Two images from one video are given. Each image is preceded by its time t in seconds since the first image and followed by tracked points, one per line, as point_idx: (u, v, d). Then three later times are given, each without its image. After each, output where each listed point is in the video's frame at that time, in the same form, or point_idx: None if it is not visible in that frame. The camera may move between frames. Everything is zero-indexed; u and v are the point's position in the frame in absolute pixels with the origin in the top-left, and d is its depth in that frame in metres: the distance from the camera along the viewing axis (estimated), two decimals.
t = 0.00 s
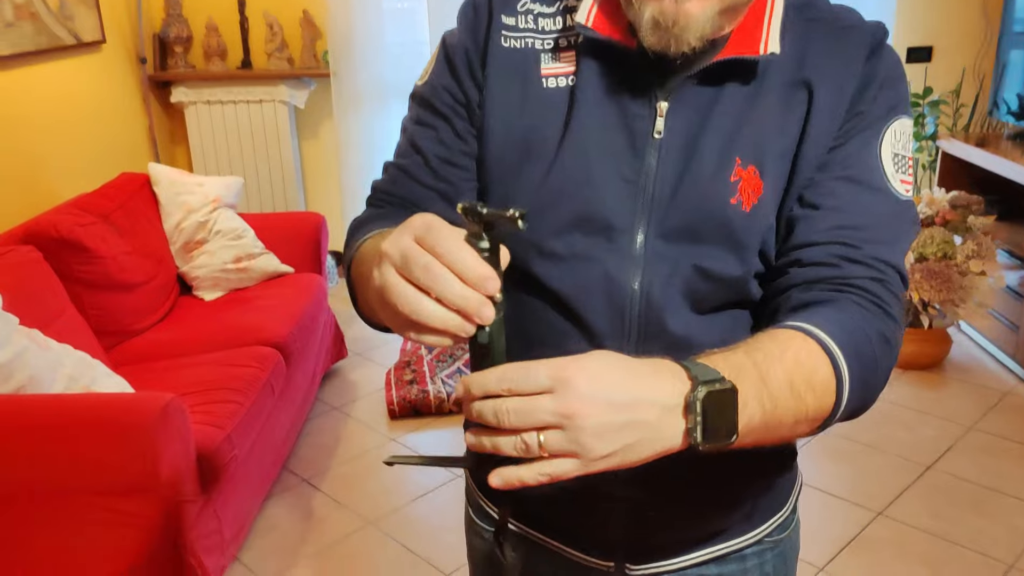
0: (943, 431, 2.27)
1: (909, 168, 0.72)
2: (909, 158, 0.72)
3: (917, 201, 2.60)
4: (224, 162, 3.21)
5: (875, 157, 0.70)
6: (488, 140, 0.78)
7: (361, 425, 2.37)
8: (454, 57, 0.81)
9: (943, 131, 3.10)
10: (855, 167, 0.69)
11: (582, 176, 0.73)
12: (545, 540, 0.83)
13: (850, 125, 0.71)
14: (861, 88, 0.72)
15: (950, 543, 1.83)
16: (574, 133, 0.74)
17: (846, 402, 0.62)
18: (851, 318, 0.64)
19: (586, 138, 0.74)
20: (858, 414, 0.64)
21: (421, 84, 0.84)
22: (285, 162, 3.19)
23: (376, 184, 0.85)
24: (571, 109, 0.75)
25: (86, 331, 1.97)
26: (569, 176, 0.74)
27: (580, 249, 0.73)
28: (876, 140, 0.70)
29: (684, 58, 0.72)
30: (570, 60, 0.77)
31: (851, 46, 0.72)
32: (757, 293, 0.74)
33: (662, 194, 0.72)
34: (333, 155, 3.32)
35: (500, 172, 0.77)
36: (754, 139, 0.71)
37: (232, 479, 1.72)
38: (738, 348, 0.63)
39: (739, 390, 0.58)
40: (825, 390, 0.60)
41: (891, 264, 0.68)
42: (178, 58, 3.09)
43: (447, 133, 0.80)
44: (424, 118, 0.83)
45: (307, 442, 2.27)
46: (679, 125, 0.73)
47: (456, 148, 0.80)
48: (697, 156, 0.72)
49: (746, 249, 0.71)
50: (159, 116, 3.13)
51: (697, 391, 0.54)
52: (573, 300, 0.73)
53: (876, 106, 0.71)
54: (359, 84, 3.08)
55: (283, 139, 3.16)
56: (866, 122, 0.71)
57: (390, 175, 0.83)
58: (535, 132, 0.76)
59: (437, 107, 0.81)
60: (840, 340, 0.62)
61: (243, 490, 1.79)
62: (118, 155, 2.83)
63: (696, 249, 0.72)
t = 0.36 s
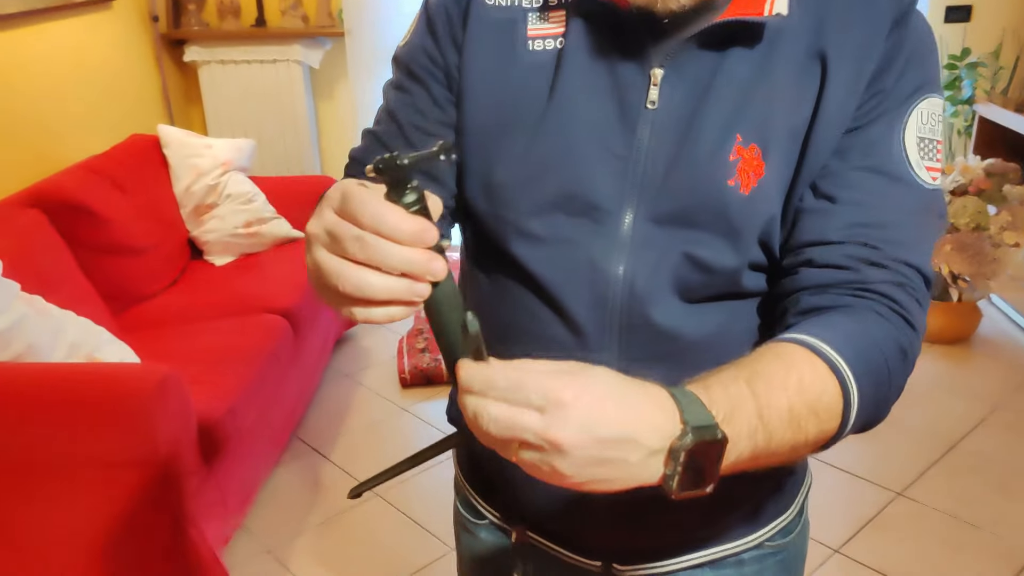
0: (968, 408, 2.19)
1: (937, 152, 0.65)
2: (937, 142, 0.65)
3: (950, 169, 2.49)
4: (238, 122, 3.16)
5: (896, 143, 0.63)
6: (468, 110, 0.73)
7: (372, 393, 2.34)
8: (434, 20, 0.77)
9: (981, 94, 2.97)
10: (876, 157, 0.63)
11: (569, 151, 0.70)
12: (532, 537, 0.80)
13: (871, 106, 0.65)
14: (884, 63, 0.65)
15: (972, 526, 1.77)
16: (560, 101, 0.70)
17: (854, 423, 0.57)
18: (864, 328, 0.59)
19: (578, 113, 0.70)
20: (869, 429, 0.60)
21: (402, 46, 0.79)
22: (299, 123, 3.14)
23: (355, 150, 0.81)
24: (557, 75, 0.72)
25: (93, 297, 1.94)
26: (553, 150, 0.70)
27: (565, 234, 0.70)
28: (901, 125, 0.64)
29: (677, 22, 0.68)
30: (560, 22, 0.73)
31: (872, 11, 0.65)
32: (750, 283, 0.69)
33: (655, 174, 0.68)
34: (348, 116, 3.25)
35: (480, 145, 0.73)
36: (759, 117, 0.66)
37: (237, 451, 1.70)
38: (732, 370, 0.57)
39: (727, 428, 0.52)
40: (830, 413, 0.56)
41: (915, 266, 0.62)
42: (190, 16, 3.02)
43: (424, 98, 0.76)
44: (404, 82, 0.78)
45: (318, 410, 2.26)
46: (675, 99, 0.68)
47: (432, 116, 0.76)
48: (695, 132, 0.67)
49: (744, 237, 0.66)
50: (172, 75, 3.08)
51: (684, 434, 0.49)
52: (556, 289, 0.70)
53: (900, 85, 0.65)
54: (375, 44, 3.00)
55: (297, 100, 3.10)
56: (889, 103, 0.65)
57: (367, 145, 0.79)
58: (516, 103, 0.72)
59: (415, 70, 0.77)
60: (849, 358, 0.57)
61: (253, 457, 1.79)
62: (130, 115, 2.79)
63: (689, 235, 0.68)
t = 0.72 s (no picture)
0: (991, 396, 2.14)
1: (946, 132, 0.62)
2: (946, 122, 0.62)
3: (980, 150, 2.41)
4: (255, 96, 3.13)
5: (904, 124, 0.60)
6: (449, 76, 0.70)
7: (383, 371, 2.33)
8: None
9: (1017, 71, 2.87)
10: (880, 137, 0.60)
11: (559, 124, 0.66)
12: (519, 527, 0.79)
13: (878, 82, 0.62)
14: (894, 35, 0.62)
15: (990, 518, 1.73)
16: (548, 68, 0.67)
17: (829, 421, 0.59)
18: (846, 330, 0.58)
19: (567, 81, 0.67)
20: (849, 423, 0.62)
21: (386, 8, 0.76)
22: (316, 97, 3.10)
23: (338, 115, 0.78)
24: (546, 39, 0.68)
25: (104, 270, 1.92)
26: (541, 119, 0.67)
27: (551, 211, 0.67)
28: (910, 105, 0.61)
29: None
30: None
31: None
32: (749, 266, 0.67)
33: (648, 147, 0.65)
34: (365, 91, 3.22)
35: (463, 114, 0.70)
36: (759, 88, 0.63)
37: (241, 427, 1.70)
38: (710, 386, 0.57)
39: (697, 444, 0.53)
40: (806, 421, 0.57)
41: (910, 261, 0.60)
42: None
43: (407, 64, 0.73)
44: (388, 47, 0.76)
45: (328, 387, 2.25)
46: (670, 66, 0.65)
47: (413, 81, 0.73)
48: (690, 101, 0.64)
49: (739, 216, 0.64)
50: (188, 47, 3.06)
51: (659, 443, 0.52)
52: (539, 269, 0.67)
53: (911, 58, 0.61)
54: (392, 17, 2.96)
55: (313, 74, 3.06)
56: (900, 78, 0.61)
57: (347, 111, 0.76)
58: (500, 69, 0.69)
59: (398, 35, 0.74)
60: (828, 363, 0.57)
61: (259, 435, 1.79)
62: (146, 87, 2.77)
63: (682, 212, 0.65)
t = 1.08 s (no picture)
0: (1015, 398, 2.10)
1: (993, 146, 0.60)
2: (994, 135, 0.60)
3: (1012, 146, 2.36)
4: (274, 82, 3.12)
5: (951, 133, 0.59)
6: (479, 67, 0.68)
7: (399, 360, 2.32)
8: None
9: None
10: (922, 145, 0.59)
11: (593, 122, 0.65)
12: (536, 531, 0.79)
13: (926, 87, 0.60)
14: (944, 41, 0.59)
15: (1010, 521, 1.70)
16: (583, 62, 0.65)
17: (842, 433, 0.58)
18: (871, 344, 0.57)
19: (602, 77, 0.65)
20: (865, 434, 0.61)
21: None
22: (335, 84, 3.09)
23: (365, 106, 0.77)
24: (582, 33, 0.67)
25: (122, 255, 1.92)
26: (573, 114, 0.65)
27: (580, 208, 0.65)
28: (959, 117, 0.59)
29: None
30: None
31: None
32: (784, 273, 0.65)
33: (683, 146, 0.63)
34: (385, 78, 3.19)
35: (490, 108, 0.69)
36: (801, 88, 0.61)
37: (257, 415, 1.69)
38: (721, 378, 0.56)
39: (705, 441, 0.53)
40: (817, 432, 0.57)
41: (945, 277, 0.59)
42: None
43: (433, 53, 0.71)
44: (416, 36, 0.74)
45: (344, 376, 2.25)
46: (711, 64, 0.63)
47: (440, 70, 0.71)
48: (729, 98, 0.62)
49: (774, 220, 0.61)
50: (208, 32, 3.05)
51: (658, 424, 0.50)
52: (563, 268, 0.66)
53: (961, 64, 0.59)
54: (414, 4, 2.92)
55: (333, 60, 3.04)
56: (950, 85, 0.59)
57: (376, 101, 0.75)
58: (531, 63, 0.67)
59: (427, 24, 0.72)
60: (847, 377, 0.56)
61: (274, 424, 1.79)
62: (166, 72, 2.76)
63: (715, 213, 0.63)
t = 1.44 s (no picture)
0: None
1: None
2: None
3: None
4: (289, 74, 3.12)
5: (984, 150, 0.59)
6: (514, 75, 0.68)
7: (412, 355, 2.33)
8: None
9: None
10: (956, 161, 0.59)
11: (629, 131, 0.65)
12: (555, 534, 0.79)
13: (962, 104, 0.60)
14: (983, 58, 0.60)
15: None
16: (619, 71, 0.65)
17: (856, 444, 0.58)
18: (895, 357, 0.57)
19: (638, 86, 0.65)
20: (882, 447, 0.61)
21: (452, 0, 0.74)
22: (350, 77, 3.09)
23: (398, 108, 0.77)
24: (619, 42, 0.66)
25: (140, 248, 1.93)
26: (609, 125, 0.65)
27: (612, 217, 0.66)
28: (989, 134, 0.59)
29: None
30: None
31: None
32: (810, 284, 0.66)
33: (717, 158, 0.63)
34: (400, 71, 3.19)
35: (527, 120, 0.68)
36: (838, 101, 0.62)
37: (273, 410, 1.70)
38: (740, 383, 0.56)
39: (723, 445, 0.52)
40: (833, 443, 0.56)
41: (972, 294, 0.59)
42: None
43: (469, 57, 0.71)
44: (450, 41, 0.74)
45: (358, 370, 2.26)
46: (747, 75, 0.63)
47: (476, 76, 0.71)
48: (768, 110, 0.62)
49: (807, 231, 0.62)
50: (225, 24, 3.05)
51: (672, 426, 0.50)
52: (593, 278, 0.66)
53: (1000, 82, 0.59)
54: None
55: (348, 53, 3.04)
56: (985, 101, 0.59)
57: (409, 104, 0.75)
58: (566, 73, 0.67)
59: (463, 29, 0.72)
60: (867, 388, 0.56)
61: (290, 419, 1.80)
62: (183, 63, 2.77)
63: (747, 225, 0.63)
